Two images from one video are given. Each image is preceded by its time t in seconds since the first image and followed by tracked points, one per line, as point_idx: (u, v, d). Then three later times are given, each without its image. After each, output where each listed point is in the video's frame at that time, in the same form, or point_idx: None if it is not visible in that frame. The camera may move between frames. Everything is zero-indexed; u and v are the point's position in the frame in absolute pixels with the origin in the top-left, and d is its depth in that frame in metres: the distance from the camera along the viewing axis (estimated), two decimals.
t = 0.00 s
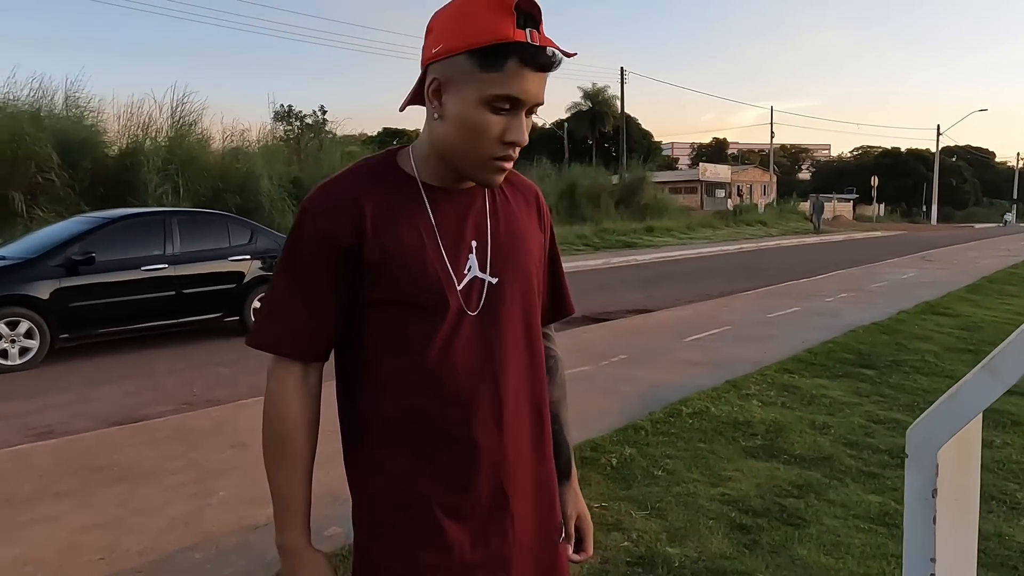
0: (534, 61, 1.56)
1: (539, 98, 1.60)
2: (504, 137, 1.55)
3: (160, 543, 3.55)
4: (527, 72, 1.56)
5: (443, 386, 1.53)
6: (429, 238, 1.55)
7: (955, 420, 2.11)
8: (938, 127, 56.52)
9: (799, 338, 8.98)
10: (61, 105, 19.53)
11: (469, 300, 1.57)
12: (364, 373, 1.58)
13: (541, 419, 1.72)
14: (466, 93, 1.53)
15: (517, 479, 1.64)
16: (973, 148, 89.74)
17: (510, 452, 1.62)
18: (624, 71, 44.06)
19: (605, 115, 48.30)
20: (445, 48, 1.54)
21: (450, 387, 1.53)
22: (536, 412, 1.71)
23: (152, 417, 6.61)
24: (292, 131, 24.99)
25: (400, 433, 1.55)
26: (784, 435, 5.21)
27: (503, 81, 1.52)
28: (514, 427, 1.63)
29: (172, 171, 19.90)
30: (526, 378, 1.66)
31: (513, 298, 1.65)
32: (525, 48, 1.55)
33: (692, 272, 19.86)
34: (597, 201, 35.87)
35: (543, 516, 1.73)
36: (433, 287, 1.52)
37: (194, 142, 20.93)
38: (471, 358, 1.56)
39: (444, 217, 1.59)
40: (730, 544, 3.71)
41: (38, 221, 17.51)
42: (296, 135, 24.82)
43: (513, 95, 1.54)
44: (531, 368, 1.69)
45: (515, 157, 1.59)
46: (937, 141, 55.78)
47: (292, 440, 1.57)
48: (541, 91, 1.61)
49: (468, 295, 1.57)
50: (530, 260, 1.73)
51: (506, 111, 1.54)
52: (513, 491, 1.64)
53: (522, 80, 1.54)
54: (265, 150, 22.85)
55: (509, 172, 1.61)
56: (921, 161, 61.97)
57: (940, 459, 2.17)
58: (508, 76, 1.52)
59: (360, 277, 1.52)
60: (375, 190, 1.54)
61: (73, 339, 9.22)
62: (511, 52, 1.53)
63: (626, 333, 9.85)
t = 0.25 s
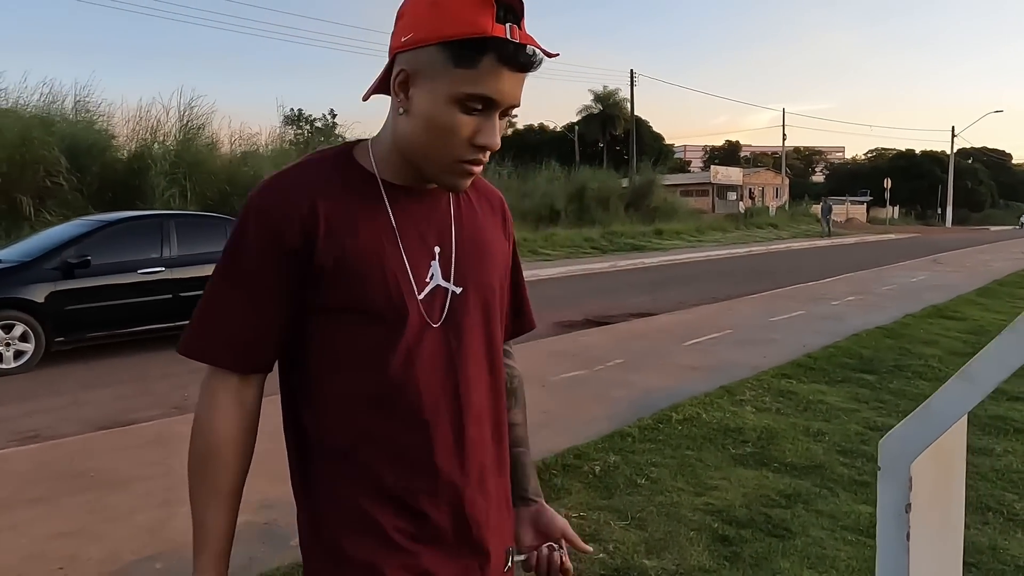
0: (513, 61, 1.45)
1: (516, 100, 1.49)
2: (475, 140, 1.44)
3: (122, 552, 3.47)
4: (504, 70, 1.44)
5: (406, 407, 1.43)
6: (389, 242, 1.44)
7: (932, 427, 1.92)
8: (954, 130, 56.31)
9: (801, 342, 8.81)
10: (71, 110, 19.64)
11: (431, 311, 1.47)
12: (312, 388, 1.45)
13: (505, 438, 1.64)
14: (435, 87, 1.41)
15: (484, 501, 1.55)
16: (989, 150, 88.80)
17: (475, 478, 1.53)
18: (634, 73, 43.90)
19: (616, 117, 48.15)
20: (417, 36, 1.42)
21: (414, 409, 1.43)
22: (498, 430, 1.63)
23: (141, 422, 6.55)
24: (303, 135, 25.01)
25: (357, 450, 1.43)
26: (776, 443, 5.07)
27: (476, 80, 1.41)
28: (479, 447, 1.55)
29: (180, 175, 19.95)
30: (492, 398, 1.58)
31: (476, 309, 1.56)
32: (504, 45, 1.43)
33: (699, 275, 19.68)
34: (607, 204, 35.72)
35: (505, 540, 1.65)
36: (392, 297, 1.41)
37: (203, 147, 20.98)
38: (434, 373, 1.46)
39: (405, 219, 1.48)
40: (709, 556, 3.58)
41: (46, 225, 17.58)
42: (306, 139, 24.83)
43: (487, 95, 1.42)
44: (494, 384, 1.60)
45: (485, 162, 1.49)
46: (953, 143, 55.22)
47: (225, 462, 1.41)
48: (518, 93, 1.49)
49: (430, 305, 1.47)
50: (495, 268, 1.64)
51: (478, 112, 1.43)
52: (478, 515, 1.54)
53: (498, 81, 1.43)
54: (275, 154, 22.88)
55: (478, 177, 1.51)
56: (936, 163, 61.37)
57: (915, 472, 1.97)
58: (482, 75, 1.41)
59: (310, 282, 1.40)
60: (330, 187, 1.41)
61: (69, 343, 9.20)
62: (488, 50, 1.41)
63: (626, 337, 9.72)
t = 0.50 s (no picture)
0: (489, 76, 1.37)
1: (492, 121, 1.41)
2: (444, 165, 1.35)
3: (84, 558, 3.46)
4: (478, 87, 1.36)
5: (367, 461, 1.37)
6: (355, 290, 1.37)
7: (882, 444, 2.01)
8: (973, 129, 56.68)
9: (802, 345, 8.68)
10: (86, 111, 19.81)
11: (402, 362, 1.43)
12: (266, 447, 1.36)
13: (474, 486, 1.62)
14: (400, 103, 1.33)
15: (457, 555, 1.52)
16: (1013, 150, 87.45)
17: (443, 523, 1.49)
18: (650, 72, 43.68)
19: (632, 117, 47.92)
20: (380, 43, 1.33)
21: (378, 460, 1.38)
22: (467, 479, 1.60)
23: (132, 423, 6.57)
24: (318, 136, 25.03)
25: (313, 507, 1.36)
26: (764, 450, 4.96)
27: (444, 97, 1.33)
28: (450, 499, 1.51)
29: (192, 175, 20.06)
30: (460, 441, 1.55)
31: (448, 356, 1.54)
32: (480, 57, 1.35)
33: (709, 276, 19.53)
34: (621, 204, 35.57)
35: None
36: (362, 350, 1.35)
37: (217, 148, 21.09)
38: (408, 428, 1.42)
39: (370, 260, 1.41)
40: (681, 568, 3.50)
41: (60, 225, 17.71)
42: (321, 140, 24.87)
43: (457, 115, 1.34)
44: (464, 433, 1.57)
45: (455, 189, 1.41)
46: (974, 143, 54.44)
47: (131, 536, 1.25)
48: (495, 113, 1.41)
49: (401, 355, 1.42)
50: (465, 309, 1.63)
51: (448, 135, 1.35)
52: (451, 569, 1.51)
53: (470, 100, 1.35)
54: (289, 155, 22.94)
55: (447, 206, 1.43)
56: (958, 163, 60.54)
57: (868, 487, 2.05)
58: (451, 93, 1.33)
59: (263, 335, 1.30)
60: (282, 228, 1.32)
61: (69, 342, 9.26)
62: (461, 60, 1.32)
63: (627, 339, 9.63)
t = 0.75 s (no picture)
0: (430, 37, 1.25)
1: (439, 93, 1.29)
2: (384, 140, 1.23)
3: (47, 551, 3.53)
4: (419, 51, 1.25)
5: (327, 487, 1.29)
6: (307, 300, 1.26)
7: (800, 446, 2.08)
8: (1003, 131, 55.98)
9: (804, 349, 8.57)
10: (110, 115, 20.15)
11: (362, 379, 1.33)
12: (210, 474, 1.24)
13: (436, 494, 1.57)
14: (328, 70, 1.21)
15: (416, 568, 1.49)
16: None
17: (396, 546, 1.42)
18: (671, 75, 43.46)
19: (656, 120, 47.67)
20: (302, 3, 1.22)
21: (337, 486, 1.31)
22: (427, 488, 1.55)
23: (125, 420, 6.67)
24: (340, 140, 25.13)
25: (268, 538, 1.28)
26: (745, 454, 4.90)
27: (379, 62, 1.22)
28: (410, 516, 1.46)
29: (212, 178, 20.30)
30: (417, 453, 1.47)
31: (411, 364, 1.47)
32: (420, 15, 1.24)
33: (724, 279, 19.37)
34: (641, 207, 35.42)
35: None
36: (321, 373, 1.25)
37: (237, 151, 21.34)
38: (369, 449, 1.34)
39: (318, 265, 1.30)
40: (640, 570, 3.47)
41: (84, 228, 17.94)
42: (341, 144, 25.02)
43: (395, 81, 1.23)
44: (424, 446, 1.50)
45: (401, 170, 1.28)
46: (1005, 145, 53.40)
47: None
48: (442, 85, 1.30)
49: (360, 369, 1.33)
50: (425, 306, 1.59)
51: (386, 105, 1.23)
52: None
53: (410, 65, 1.24)
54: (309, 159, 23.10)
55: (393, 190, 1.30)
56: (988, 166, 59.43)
57: (789, 488, 2.13)
58: (387, 55, 1.22)
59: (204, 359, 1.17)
60: (218, 235, 1.19)
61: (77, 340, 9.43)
62: (393, 14, 1.22)
63: (628, 341, 9.59)
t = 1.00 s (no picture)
0: (429, 44, 1.23)
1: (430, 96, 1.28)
2: (369, 141, 1.22)
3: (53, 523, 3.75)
4: (414, 55, 1.22)
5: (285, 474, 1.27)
6: (271, 284, 1.25)
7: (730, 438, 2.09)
8: None
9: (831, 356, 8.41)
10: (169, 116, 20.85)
11: (324, 366, 1.32)
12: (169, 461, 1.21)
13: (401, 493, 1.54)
14: (318, 66, 1.19)
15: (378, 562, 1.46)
16: None
17: (357, 538, 1.39)
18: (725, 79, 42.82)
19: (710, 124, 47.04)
20: None
21: (297, 473, 1.28)
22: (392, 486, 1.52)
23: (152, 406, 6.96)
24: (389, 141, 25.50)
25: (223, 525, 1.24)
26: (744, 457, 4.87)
27: (371, 63, 1.20)
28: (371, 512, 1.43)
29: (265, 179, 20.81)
30: (382, 450, 1.45)
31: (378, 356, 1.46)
32: (421, 21, 1.22)
33: (766, 286, 19.05)
34: (690, 212, 35.02)
35: None
36: (282, 356, 1.23)
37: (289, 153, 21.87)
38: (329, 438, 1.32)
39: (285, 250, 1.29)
40: (616, 564, 3.51)
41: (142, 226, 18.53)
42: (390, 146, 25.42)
43: (385, 85, 1.21)
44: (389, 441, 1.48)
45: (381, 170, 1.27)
46: None
47: None
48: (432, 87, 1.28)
49: (323, 356, 1.32)
50: (394, 300, 1.57)
51: (374, 107, 1.22)
52: None
53: (403, 69, 1.22)
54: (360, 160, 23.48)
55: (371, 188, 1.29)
56: None
57: (720, 480, 2.13)
58: (381, 57, 1.20)
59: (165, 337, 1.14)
60: (183, 212, 1.17)
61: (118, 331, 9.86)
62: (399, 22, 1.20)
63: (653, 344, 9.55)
